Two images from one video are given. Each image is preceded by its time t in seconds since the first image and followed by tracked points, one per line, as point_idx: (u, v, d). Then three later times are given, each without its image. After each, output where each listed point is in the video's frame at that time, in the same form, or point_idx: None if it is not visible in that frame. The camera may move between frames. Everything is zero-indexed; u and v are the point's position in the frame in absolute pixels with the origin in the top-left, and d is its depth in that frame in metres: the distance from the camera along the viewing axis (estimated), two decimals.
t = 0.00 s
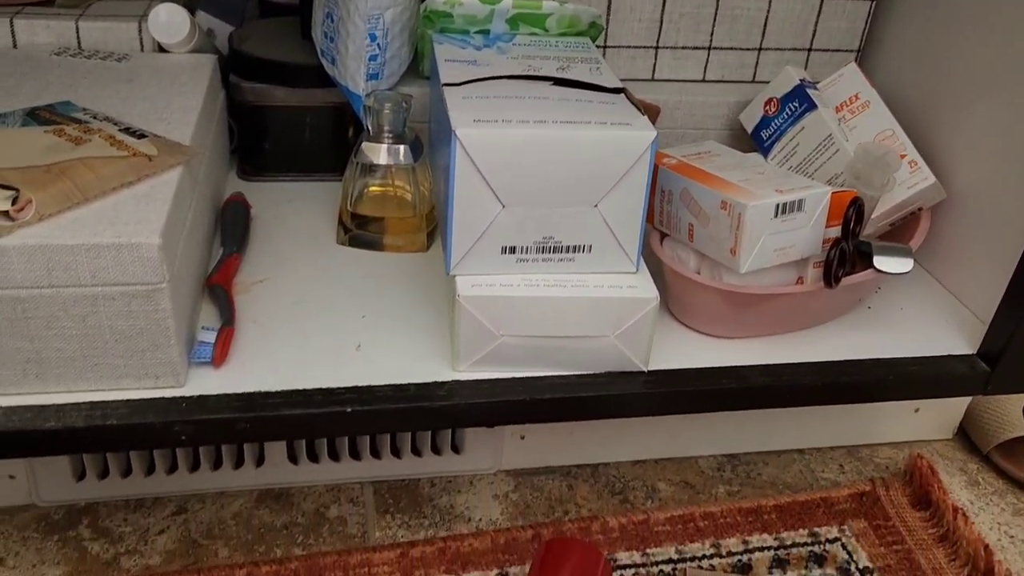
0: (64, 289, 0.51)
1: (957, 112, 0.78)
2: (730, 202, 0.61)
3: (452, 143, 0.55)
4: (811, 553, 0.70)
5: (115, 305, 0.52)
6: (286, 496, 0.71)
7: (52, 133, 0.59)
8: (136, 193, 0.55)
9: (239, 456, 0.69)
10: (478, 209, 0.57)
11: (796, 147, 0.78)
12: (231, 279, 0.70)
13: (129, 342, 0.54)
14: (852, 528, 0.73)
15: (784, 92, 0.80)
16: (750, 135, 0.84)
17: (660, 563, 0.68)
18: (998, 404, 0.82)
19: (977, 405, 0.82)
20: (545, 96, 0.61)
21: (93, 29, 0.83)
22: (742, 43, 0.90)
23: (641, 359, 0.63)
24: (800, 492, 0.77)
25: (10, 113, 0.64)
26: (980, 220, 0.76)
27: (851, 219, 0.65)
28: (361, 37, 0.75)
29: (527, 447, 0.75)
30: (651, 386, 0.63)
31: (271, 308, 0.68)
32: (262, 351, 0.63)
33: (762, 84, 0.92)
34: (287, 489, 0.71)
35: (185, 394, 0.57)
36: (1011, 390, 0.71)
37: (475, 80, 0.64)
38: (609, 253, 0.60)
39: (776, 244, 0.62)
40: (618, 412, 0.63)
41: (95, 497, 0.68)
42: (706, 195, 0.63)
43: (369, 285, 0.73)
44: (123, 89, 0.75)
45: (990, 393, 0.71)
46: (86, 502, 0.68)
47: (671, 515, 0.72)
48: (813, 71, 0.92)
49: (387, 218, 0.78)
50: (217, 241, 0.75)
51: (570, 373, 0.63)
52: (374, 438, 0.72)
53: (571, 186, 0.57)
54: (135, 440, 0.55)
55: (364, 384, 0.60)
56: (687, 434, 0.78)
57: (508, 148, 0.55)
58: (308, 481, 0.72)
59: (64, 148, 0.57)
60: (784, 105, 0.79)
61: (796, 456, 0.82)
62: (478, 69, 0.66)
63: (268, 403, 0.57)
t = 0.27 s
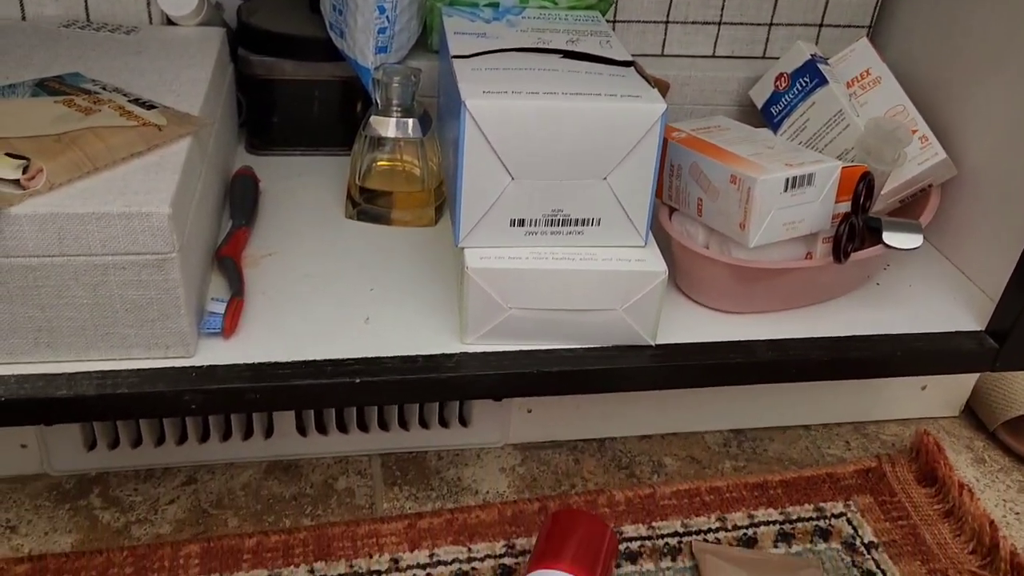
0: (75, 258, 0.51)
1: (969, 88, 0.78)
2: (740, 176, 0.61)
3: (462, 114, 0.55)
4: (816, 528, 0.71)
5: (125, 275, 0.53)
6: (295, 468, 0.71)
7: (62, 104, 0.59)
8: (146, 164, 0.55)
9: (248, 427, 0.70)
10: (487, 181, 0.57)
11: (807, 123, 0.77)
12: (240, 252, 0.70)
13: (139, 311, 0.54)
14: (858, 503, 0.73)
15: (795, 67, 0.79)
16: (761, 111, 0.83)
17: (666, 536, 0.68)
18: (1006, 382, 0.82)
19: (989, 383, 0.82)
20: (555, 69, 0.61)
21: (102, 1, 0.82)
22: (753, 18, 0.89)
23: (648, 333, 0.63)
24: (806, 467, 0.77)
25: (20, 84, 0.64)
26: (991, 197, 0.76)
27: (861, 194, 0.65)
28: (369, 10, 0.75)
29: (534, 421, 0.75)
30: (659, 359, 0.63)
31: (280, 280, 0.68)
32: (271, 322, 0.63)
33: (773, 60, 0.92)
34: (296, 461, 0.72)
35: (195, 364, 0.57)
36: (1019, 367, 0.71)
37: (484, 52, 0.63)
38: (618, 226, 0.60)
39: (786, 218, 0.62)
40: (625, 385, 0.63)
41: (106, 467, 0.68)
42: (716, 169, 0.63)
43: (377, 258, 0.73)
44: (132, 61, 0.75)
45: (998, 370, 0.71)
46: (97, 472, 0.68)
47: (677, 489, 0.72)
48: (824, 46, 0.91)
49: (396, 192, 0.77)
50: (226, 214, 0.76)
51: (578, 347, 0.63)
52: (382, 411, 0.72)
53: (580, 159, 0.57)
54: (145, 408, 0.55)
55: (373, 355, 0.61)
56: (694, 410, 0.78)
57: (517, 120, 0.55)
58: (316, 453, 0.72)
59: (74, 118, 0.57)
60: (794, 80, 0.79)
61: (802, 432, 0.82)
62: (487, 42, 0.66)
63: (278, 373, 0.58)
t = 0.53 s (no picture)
0: (87, 230, 0.52)
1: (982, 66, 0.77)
2: (750, 152, 0.60)
3: (472, 89, 0.55)
4: (823, 505, 0.71)
5: (137, 247, 0.53)
6: (304, 442, 0.72)
7: (73, 77, 0.59)
8: (157, 137, 0.56)
9: (258, 400, 0.70)
10: (497, 156, 0.57)
11: (818, 100, 0.77)
12: (251, 227, 0.70)
13: (151, 284, 0.55)
14: (865, 481, 0.73)
15: (806, 44, 0.78)
16: (771, 89, 0.83)
17: (673, 511, 0.69)
18: (1014, 361, 0.82)
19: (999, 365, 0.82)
20: (565, 44, 0.60)
21: None
22: None
23: (657, 309, 0.63)
24: (813, 445, 0.77)
25: (31, 57, 0.64)
26: (1002, 175, 0.75)
27: (872, 170, 0.64)
28: None
29: (542, 397, 0.76)
30: (667, 335, 0.63)
31: (290, 255, 0.69)
32: (281, 296, 0.63)
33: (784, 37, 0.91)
34: (306, 435, 0.72)
35: (207, 337, 0.58)
36: None
37: (495, 27, 0.63)
38: (628, 202, 0.60)
39: (796, 195, 0.62)
40: (633, 361, 0.63)
41: (117, 439, 0.69)
42: (726, 145, 0.63)
43: (387, 233, 0.73)
44: (142, 35, 0.75)
45: (1007, 348, 0.71)
46: (109, 444, 0.69)
47: (684, 465, 0.72)
48: (836, 24, 0.91)
49: (406, 168, 0.77)
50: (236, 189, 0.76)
51: (587, 322, 0.63)
52: (391, 386, 0.73)
53: (591, 134, 0.57)
54: (158, 380, 0.56)
55: (382, 330, 0.61)
56: (701, 387, 0.78)
57: (527, 94, 0.55)
58: (326, 427, 0.73)
59: (85, 92, 0.57)
60: (806, 57, 0.78)
61: (810, 410, 0.82)
62: (497, 16, 0.66)
63: (288, 346, 0.58)
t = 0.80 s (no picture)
0: (102, 204, 0.52)
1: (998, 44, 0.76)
2: (764, 129, 0.60)
3: (486, 64, 0.54)
4: (832, 483, 0.71)
5: (152, 221, 0.53)
6: (317, 417, 0.72)
7: (87, 52, 0.59)
8: (171, 111, 0.56)
9: (271, 376, 0.71)
10: (511, 132, 0.57)
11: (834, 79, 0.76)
12: (264, 203, 0.70)
13: (165, 259, 0.55)
14: (875, 460, 0.73)
15: (821, 22, 0.77)
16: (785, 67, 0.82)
17: (683, 489, 0.69)
18: None
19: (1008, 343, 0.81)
20: (579, 20, 0.60)
21: None
22: None
23: (669, 287, 0.63)
24: (824, 424, 0.77)
25: (45, 32, 0.64)
26: (1018, 155, 0.75)
27: (886, 148, 0.64)
28: None
29: (554, 375, 0.76)
30: (679, 313, 0.63)
31: (303, 231, 0.69)
32: (294, 272, 0.64)
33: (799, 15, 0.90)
34: (318, 410, 0.73)
35: (220, 311, 0.58)
36: None
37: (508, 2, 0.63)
38: (640, 179, 0.60)
39: (810, 173, 0.62)
40: (645, 338, 0.64)
41: (132, 413, 0.70)
42: (740, 123, 0.62)
43: (399, 210, 0.73)
44: (155, 10, 0.75)
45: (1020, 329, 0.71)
46: (124, 418, 0.70)
47: (694, 443, 0.72)
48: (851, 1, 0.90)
49: (417, 145, 0.77)
50: (249, 165, 0.76)
51: (599, 300, 0.64)
52: (403, 362, 0.73)
53: (604, 110, 0.57)
54: (173, 354, 0.56)
55: (395, 306, 0.61)
56: (712, 366, 0.79)
57: (541, 69, 0.55)
58: (338, 403, 0.73)
59: (99, 66, 0.58)
60: (821, 35, 0.77)
61: (820, 390, 0.82)
62: None
63: (301, 321, 0.59)
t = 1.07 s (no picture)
0: (122, 180, 0.52)
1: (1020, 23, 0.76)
2: (782, 108, 0.60)
3: (504, 41, 0.54)
4: (846, 465, 0.71)
5: (171, 198, 0.53)
6: (333, 395, 0.73)
7: (105, 28, 0.59)
8: (189, 88, 0.56)
9: (288, 354, 0.71)
10: (528, 110, 0.57)
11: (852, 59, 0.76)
12: (280, 181, 0.70)
13: (184, 236, 0.55)
14: (889, 442, 0.73)
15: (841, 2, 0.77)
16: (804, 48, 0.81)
17: (697, 469, 0.69)
18: None
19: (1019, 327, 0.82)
20: None
21: None
22: None
23: (685, 268, 0.63)
24: (839, 406, 0.77)
25: (63, 8, 0.64)
26: None
27: (906, 127, 0.64)
28: None
29: (569, 355, 0.76)
30: (695, 294, 0.63)
31: (319, 210, 0.69)
32: (311, 250, 0.64)
33: None
34: (334, 388, 0.73)
35: (238, 288, 0.58)
36: None
37: None
38: (658, 158, 0.60)
39: (828, 152, 0.61)
40: (660, 318, 0.64)
41: (150, 390, 0.70)
42: (758, 102, 0.62)
43: (415, 189, 0.73)
44: None
45: None
46: (142, 394, 0.70)
47: (708, 424, 0.72)
48: None
49: (433, 124, 0.77)
50: (265, 144, 0.76)
51: (615, 280, 0.64)
52: (419, 341, 0.73)
53: (622, 88, 0.57)
54: (192, 330, 0.57)
55: (411, 284, 0.62)
56: (727, 347, 0.79)
57: (559, 46, 0.54)
58: (354, 381, 0.73)
59: (118, 43, 0.58)
60: (840, 15, 0.76)
61: (835, 372, 0.82)
62: None
63: (319, 299, 0.59)
